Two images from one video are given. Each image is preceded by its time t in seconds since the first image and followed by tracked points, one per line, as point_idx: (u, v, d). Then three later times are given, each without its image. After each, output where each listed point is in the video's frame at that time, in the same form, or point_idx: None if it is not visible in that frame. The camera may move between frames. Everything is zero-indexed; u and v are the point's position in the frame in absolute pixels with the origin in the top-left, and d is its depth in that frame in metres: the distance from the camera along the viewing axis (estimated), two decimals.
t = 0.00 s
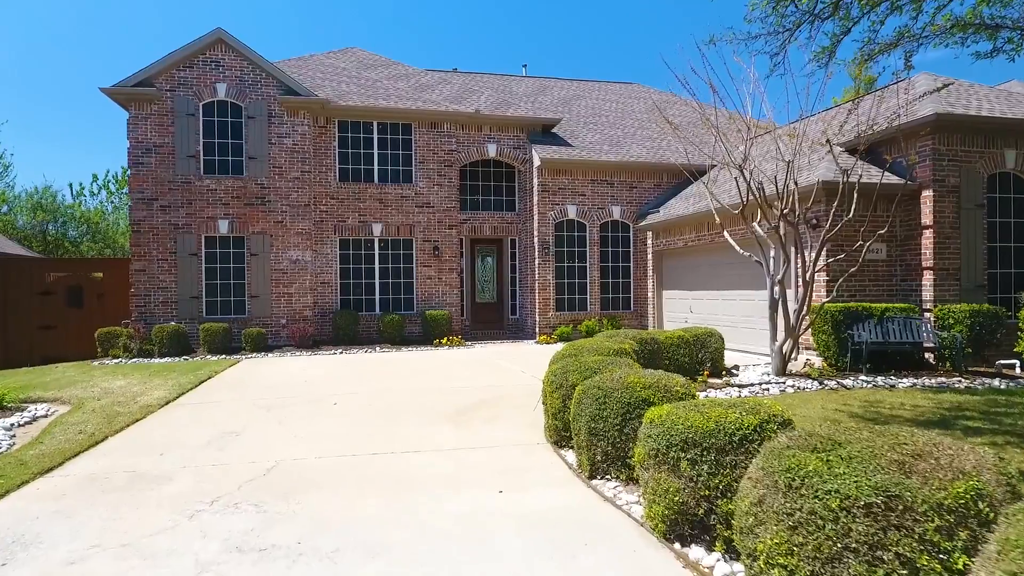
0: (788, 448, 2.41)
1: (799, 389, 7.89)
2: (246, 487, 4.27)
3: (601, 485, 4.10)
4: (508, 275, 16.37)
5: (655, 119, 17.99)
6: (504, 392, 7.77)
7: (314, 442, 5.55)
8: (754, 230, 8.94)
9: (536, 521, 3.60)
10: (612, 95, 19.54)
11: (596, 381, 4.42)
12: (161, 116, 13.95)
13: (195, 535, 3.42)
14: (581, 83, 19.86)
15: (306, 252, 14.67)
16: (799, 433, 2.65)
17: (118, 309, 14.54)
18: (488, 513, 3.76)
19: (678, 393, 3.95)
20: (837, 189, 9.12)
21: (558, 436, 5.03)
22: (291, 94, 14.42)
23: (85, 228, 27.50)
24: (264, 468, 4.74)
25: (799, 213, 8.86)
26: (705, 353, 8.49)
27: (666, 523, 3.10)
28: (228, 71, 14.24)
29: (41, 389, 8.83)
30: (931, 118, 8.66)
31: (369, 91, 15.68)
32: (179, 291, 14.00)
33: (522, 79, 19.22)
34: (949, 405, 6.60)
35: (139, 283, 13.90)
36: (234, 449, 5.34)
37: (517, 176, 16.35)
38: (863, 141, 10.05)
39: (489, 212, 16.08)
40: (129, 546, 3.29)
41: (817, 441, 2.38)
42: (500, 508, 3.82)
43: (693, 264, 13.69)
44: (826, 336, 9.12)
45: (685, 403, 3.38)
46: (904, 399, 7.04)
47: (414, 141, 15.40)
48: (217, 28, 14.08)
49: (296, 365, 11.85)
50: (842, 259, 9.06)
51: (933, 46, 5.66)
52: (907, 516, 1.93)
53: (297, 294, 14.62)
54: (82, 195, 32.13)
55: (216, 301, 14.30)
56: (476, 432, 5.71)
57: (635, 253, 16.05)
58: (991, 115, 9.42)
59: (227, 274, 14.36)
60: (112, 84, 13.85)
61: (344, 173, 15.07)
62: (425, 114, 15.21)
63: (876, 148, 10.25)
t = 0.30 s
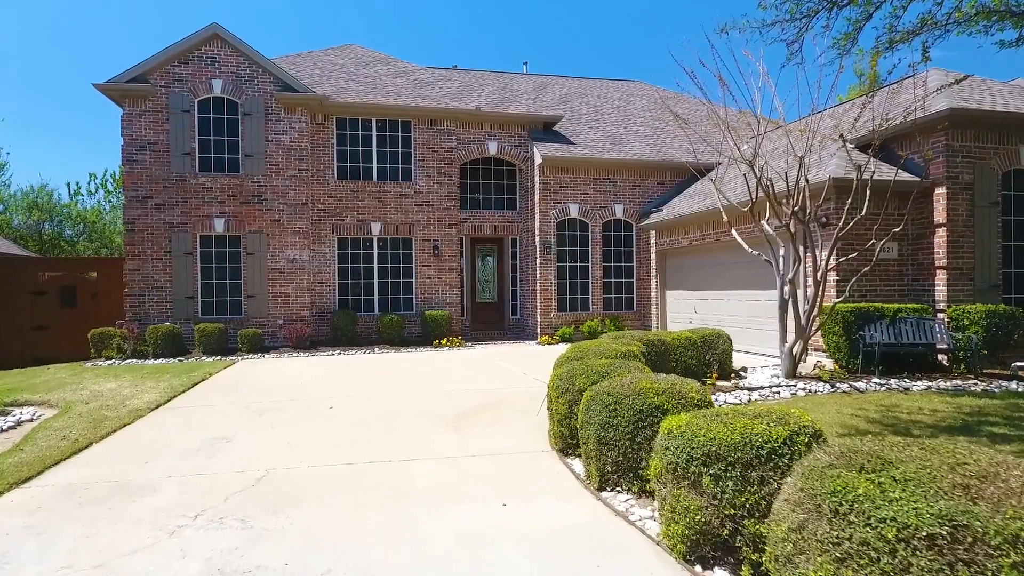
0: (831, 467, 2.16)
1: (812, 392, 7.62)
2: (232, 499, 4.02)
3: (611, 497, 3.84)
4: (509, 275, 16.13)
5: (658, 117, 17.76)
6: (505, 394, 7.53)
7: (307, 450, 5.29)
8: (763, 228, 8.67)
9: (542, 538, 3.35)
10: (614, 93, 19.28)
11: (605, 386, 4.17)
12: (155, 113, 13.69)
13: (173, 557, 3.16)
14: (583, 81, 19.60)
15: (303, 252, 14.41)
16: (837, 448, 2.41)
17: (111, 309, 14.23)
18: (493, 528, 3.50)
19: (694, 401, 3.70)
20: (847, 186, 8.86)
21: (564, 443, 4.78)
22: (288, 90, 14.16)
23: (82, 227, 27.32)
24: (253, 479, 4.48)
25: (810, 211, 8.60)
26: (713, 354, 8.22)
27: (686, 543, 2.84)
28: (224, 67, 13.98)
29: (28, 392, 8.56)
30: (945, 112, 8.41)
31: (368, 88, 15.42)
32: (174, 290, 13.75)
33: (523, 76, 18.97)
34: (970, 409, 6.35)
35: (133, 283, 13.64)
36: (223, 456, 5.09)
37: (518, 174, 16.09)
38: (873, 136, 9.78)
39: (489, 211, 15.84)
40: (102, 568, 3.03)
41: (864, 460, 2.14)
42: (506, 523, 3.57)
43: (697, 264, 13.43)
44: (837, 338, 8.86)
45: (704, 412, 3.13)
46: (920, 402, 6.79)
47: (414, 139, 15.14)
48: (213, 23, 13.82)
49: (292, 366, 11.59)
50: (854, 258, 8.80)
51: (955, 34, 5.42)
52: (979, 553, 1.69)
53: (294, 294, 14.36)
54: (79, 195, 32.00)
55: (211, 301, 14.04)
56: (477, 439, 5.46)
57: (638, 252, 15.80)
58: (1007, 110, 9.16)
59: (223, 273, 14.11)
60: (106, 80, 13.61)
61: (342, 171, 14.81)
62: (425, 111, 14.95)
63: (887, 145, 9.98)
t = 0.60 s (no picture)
0: (886, 494, 1.93)
1: (824, 396, 7.35)
2: (215, 513, 3.76)
3: (621, 511, 3.58)
4: (510, 275, 15.88)
5: (661, 115, 17.51)
6: (505, 398, 7.28)
7: (298, 458, 5.03)
8: (772, 227, 8.41)
9: (548, 557, 3.10)
10: (616, 90, 19.02)
11: (614, 391, 3.91)
12: (149, 110, 13.44)
13: None
14: (585, 78, 19.34)
15: (300, 251, 14.15)
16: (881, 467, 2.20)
17: (106, 311, 14.06)
18: (496, 546, 3.26)
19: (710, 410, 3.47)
20: (859, 183, 8.60)
21: (569, 451, 4.53)
22: (285, 87, 13.91)
23: (79, 226, 27.06)
24: (239, 490, 4.22)
25: (820, 208, 8.33)
26: (720, 357, 7.96)
27: (705, 567, 2.57)
28: (219, 63, 13.74)
29: (14, 395, 8.30)
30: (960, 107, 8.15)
31: (366, 85, 15.17)
32: (168, 290, 13.49)
33: (524, 74, 18.71)
34: (991, 414, 6.10)
35: (126, 282, 13.39)
36: (210, 465, 4.84)
37: (519, 172, 15.85)
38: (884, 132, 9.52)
39: (490, 210, 15.59)
40: None
41: (922, 485, 1.91)
42: (510, 539, 3.33)
43: (701, 264, 13.18)
44: (848, 339, 8.60)
45: (725, 423, 2.89)
46: (938, 407, 6.53)
47: (413, 136, 14.89)
48: (208, 18, 13.57)
49: (287, 368, 11.34)
50: (865, 257, 8.54)
51: (979, 20, 5.16)
52: None
53: (291, 294, 14.11)
54: (76, 193, 31.75)
55: (206, 301, 13.79)
56: (477, 446, 5.21)
57: (640, 252, 15.55)
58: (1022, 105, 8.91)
59: (218, 272, 13.85)
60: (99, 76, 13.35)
61: (340, 169, 14.56)
62: (424, 108, 14.70)
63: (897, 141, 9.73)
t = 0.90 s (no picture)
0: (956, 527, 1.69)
1: (837, 399, 7.09)
2: (197, 528, 3.53)
3: (633, 527, 3.33)
4: (511, 274, 15.63)
5: (664, 112, 17.26)
6: (506, 401, 7.04)
7: (288, 466, 4.78)
8: (782, 224, 8.14)
9: None
10: (618, 87, 18.77)
11: (624, 397, 3.66)
12: (143, 106, 13.19)
13: None
14: (587, 75, 19.07)
15: (297, 250, 13.90)
16: (935, 494, 1.99)
17: (99, 310, 13.74)
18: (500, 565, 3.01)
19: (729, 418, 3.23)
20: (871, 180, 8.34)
21: (575, 460, 4.29)
22: (282, 83, 13.66)
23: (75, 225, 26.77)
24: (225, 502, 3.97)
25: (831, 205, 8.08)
26: (728, 358, 7.71)
27: None
28: (214, 58, 13.49)
29: None
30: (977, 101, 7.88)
31: (365, 81, 14.92)
32: (163, 290, 13.26)
33: (525, 70, 18.45)
34: (1014, 419, 5.84)
35: (120, 282, 13.14)
36: (197, 473, 4.60)
37: (520, 170, 15.61)
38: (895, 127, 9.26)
39: (490, 208, 15.34)
40: None
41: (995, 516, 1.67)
42: (515, 557, 3.09)
43: (706, 263, 12.93)
44: (859, 340, 8.32)
45: (750, 434, 2.64)
46: (956, 411, 6.28)
47: (412, 133, 14.64)
48: (203, 13, 13.32)
49: (282, 369, 11.08)
50: (878, 256, 8.27)
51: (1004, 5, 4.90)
52: None
53: (288, 294, 13.85)
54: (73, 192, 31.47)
55: (202, 301, 13.54)
56: (479, 452, 4.99)
57: (643, 251, 15.30)
58: None
59: (214, 272, 13.60)
60: (92, 71, 13.10)
61: (338, 166, 14.32)
62: (423, 104, 14.45)
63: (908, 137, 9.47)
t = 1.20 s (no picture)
0: None
1: (850, 404, 6.85)
2: (178, 545, 3.33)
3: (647, 545, 3.10)
4: (513, 274, 15.40)
5: (666, 110, 17.02)
6: (507, 405, 6.81)
7: (281, 475, 4.55)
8: (793, 222, 7.88)
9: None
10: (621, 84, 18.51)
11: (636, 404, 3.41)
12: (138, 102, 12.95)
13: None
14: (589, 72, 18.81)
15: (294, 249, 13.65)
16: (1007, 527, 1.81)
17: (93, 311, 13.60)
18: None
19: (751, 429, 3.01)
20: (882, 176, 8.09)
21: (583, 470, 4.06)
22: (278, 79, 13.41)
23: (72, 223, 26.56)
24: (212, 517, 3.73)
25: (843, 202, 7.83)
26: (737, 360, 7.47)
27: None
28: (210, 54, 13.24)
29: None
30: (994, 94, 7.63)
31: (363, 78, 14.68)
32: (158, 290, 13.00)
33: (526, 67, 18.20)
34: None
35: (114, 281, 12.90)
36: (184, 483, 4.37)
37: (521, 168, 15.37)
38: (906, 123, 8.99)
39: (491, 207, 15.11)
40: None
41: None
42: None
43: (711, 263, 12.68)
44: (871, 341, 8.09)
45: (780, 447, 2.42)
46: (977, 415, 6.03)
47: (411, 130, 14.39)
48: (198, 7, 13.07)
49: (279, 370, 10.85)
50: (891, 255, 8.02)
51: None
52: None
53: (286, 293, 13.60)
54: (70, 191, 31.27)
55: (197, 301, 13.29)
56: (481, 460, 4.77)
57: (647, 250, 15.06)
58: None
59: (210, 271, 13.36)
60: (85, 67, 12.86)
61: (336, 164, 14.08)
62: (423, 101, 14.20)
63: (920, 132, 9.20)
